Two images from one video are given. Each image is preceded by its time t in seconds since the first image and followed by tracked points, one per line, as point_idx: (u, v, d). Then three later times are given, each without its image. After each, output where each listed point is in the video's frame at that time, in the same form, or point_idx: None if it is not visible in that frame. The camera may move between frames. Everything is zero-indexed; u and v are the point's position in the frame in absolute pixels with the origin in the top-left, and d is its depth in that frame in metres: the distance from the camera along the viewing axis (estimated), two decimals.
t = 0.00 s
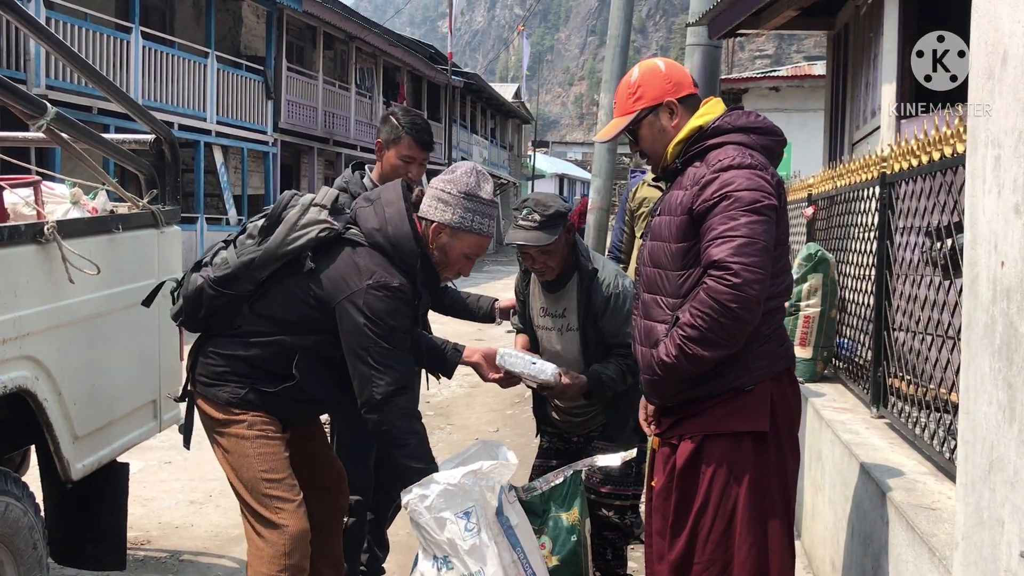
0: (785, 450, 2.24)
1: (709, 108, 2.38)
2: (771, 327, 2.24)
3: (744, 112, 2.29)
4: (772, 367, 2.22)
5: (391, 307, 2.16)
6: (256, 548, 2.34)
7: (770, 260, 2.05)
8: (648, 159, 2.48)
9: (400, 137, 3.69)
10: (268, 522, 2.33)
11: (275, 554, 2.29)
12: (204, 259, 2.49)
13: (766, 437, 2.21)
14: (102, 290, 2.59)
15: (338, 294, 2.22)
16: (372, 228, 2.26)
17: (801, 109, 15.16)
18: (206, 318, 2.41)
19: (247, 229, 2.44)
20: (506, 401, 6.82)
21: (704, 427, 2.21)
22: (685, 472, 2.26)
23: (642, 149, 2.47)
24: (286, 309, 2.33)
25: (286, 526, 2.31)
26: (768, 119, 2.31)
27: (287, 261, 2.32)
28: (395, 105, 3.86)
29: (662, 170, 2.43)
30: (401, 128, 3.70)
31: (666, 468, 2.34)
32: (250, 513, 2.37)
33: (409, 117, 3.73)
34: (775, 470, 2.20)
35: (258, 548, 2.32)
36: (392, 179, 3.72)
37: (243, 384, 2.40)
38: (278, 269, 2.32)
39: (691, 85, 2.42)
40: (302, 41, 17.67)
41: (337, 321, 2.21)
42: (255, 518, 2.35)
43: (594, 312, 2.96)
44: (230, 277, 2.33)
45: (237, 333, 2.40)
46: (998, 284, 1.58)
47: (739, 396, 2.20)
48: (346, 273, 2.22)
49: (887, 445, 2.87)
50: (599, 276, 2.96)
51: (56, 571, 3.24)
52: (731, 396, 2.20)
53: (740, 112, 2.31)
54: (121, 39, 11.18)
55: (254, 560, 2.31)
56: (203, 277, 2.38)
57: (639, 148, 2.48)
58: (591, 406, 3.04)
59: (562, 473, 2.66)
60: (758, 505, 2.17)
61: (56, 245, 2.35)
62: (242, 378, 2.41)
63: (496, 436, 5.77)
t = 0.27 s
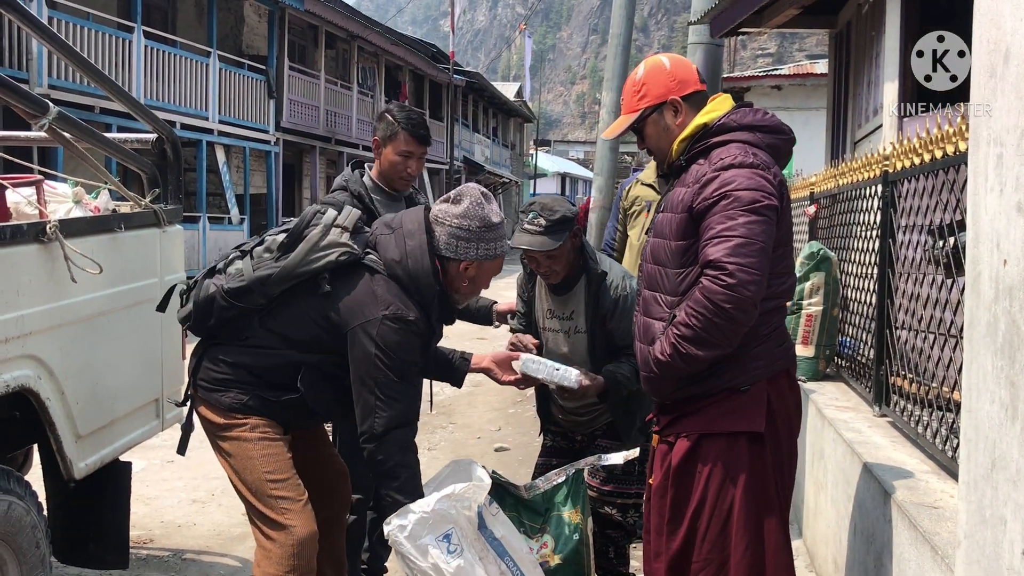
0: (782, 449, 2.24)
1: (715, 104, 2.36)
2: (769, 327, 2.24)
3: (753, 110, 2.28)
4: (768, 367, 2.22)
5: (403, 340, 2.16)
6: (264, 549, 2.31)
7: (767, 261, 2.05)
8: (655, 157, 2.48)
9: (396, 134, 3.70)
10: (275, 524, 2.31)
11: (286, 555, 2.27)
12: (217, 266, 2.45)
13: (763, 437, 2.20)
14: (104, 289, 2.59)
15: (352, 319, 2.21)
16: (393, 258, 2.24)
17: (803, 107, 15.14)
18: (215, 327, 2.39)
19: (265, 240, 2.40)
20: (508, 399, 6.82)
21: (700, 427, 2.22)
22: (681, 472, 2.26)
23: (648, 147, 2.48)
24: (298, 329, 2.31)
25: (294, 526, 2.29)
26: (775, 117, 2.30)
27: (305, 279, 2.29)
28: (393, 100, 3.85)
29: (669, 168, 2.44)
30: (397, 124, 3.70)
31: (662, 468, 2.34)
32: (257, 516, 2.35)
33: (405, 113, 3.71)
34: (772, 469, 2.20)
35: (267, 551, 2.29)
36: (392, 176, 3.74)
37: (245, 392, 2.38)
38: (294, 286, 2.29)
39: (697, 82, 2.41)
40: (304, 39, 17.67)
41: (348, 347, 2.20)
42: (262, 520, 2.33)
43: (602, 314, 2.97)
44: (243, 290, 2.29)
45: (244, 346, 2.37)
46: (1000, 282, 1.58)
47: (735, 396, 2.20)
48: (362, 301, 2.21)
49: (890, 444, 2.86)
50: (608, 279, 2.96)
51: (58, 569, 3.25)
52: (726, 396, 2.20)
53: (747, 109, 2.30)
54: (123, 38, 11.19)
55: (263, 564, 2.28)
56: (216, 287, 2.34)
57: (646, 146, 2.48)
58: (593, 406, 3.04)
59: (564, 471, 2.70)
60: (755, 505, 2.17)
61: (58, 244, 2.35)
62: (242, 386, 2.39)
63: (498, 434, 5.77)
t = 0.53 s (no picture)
0: (779, 449, 2.23)
1: (719, 100, 2.35)
2: (766, 326, 2.23)
3: (757, 107, 2.27)
4: (767, 366, 2.21)
5: (406, 346, 2.15)
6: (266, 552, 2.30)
7: (763, 261, 2.04)
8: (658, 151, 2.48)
9: (391, 129, 3.70)
10: (278, 526, 2.30)
11: (287, 558, 2.26)
12: (224, 262, 2.44)
13: (760, 435, 2.20)
14: (104, 287, 2.59)
15: (356, 322, 2.20)
16: (402, 264, 2.24)
17: (804, 105, 15.12)
18: (219, 326, 2.39)
19: (273, 240, 2.39)
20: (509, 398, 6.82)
21: (696, 425, 2.22)
22: (676, 469, 2.26)
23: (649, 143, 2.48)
24: (303, 332, 2.30)
25: (296, 529, 2.28)
26: (779, 114, 2.29)
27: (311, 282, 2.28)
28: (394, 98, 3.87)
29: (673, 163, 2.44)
30: (393, 119, 3.70)
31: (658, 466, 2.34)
32: (260, 518, 2.34)
33: (401, 108, 3.72)
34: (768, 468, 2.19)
35: (269, 553, 2.28)
36: (389, 172, 3.72)
37: (249, 392, 2.37)
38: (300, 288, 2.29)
39: (700, 79, 2.39)
40: (304, 37, 17.65)
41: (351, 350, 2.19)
42: (265, 522, 2.33)
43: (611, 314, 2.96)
44: (250, 289, 2.28)
45: (247, 347, 2.36)
46: (1002, 280, 1.57)
47: (731, 394, 2.19)
48: (367, 305, 2.20)
49: (891, 441, 2.86)
50: (614, 281, 2.96)
51: (60, 568, 3.25)
52: (723, 394, 2.20)
53: (750, 106, 2.29)
54: (123, 36, 11.18)
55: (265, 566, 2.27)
56: (222, 284, 2.34)
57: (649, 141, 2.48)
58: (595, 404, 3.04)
59: (565, 469, 2.70)
60: (750, 503, 2.17)
61: (58, 243, 2.35)
62: (246, 386, 2.38)
63: (499, 433, 5.77)
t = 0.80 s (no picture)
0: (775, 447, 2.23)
1: (721, 98, 2.36)
2: (762, 323, 2.23)
3: (757, 105, 2.27)
4: (763, 364, 2.21)
5: (418, 350, 2.17)
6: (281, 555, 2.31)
7: (762, 260, 2.04)
8: (654, 144, 2.48)
9: (384, 122, 3.72)
10: (294, 530, 2.31)
11: (303, 560, 2.26)
12: (222, 270, 2.37)
13: (755, 433, 2.20)
14: (104, 286, 2.58)
15: (368, 327, 2.21)
16: (412, 268, 2.24)
17: (804, 102, 15.11)
18: (223, 334, 2.34)
19: (274, 245, 2.35)
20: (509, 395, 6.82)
21: (692, 421, 2.22)
22: (670, 465, 2.26)
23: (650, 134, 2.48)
24: (312, 337, 2.30)
25: (313, 531, 2.29)
26: (782, 113, 2.28)
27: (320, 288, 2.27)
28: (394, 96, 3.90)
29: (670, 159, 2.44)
30: (387, 114, 3.73)
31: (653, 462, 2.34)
32: (275, 522, 2.34)
33: (396, 103, 3.74)
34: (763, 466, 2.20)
35: (286, 558, 2.29)
36: (381, 165, 3.71)
37: (255, 399, 2.36)
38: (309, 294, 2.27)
39: (705, 75, 2.38)
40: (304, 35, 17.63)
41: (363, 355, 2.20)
42: (279, 525, 2.33)
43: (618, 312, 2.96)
44: (255, 297, 2.24)
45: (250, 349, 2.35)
46: (1001, 277, 1.57)
47: (727, 391, 2.19)
48: (378, 309, 2.21)
49: (891, 438, 2.86)
50: (623, 283, 2.97)
51: (61, 565, 3.26)
52: (720, 391, 2.20)
53: (752, 104, 2.28)
54: (123, 34, 11.18)
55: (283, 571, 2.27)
56: (225, 292, 2.29)
57: (647, 135, 2.48)
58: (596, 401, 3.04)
59: (566, 466, 2.69)
60: (745, 501, 2.17)
61: (58, 241, 2.35)
62: (252, 393, 2.36)
63: (500, 430, 5.78)
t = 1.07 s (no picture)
0: (774, 443, 2.24)
1: (722, 93, 2.34)
2: (762, 321, 2.23)
3: (757, 103, 2.25)
4: (761, 361, 2.21)
5: (421, 356, 2.18)
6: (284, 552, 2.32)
7: (763, 258, 2.05)
8: (657, 116, 2.44)
9: (378, 122, 3.69)
10: (298, 529, 2.30)
11: (308, 557, 2.27)
12: (223, 274, 2.35)
13: (755, 431, 2.20)
14: (103, 284, 2.58)
15: (371, 332, 2.20)
16: (417, 274, 2.24)
17: (803, 99, 15.11)
18: (225, 336, 2.33)
19: (276, 249, 2.33)
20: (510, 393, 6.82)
21: (693, 419, 2.21)
22: (671, 463, 2.25)
23: (656, 108, 2.43)
24: (315, 343, 2.29)
25: (317, 529, 2.30)
26: (782, 112, 2.27)
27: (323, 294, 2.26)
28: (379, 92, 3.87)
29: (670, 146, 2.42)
30: (379, 114, 3.69)
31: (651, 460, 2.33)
32: (278, 522, 2.34)
33: (387, 102, 3.72)
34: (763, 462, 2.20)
35: (291, 557, 2.28)
36: (376, 166, 3.71)
37: (256, 401, 2.35)
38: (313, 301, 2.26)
39: (729, 75, 2.41)
40: (304, 32, 17.60)
41: (366, 361, 2.20)
42: (280, 523, 2.33)
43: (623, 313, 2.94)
44: (259, 302, 2.23)
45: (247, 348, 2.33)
46: (1002, 273, 1.57)
47: (727, 388, 2.19)
48: (382, 315, 2.21)
49: (891, 435, 2.86)
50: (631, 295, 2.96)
51: (61, 563, 3.26)
52: (719, 388, 2.20)
53: (753, 101, 2.27)
54: (122, 32, 11.16)
55: (289, 570, 2.27)
56: (229, 297, 2.27)
57: (655, 106, 2.44)
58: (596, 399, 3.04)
59: (565, 464, 2.67)
60: (746, 498, 2.17)
61: (57, 239, 2.35)
62: (253, 395, 2.35)
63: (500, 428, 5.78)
